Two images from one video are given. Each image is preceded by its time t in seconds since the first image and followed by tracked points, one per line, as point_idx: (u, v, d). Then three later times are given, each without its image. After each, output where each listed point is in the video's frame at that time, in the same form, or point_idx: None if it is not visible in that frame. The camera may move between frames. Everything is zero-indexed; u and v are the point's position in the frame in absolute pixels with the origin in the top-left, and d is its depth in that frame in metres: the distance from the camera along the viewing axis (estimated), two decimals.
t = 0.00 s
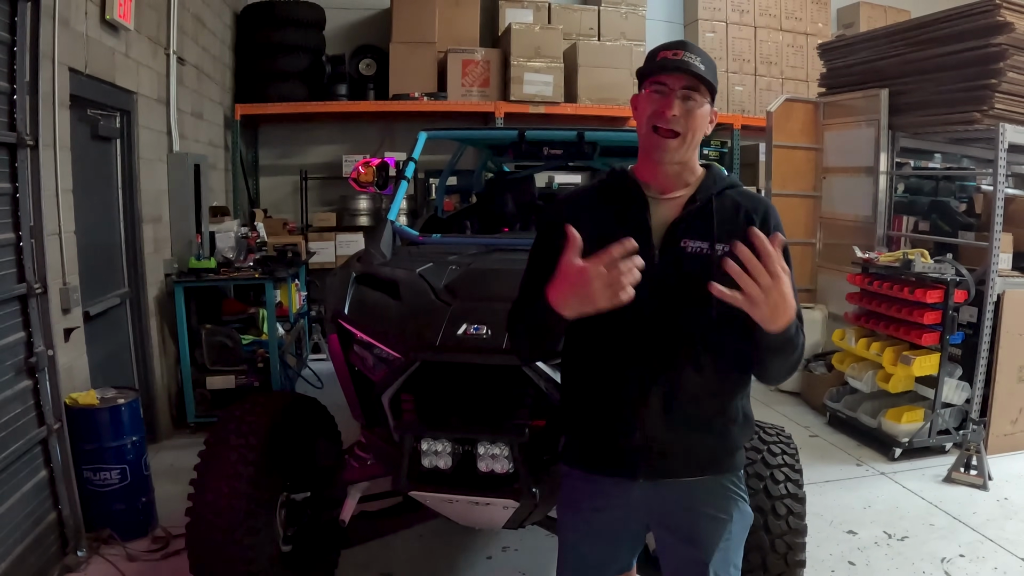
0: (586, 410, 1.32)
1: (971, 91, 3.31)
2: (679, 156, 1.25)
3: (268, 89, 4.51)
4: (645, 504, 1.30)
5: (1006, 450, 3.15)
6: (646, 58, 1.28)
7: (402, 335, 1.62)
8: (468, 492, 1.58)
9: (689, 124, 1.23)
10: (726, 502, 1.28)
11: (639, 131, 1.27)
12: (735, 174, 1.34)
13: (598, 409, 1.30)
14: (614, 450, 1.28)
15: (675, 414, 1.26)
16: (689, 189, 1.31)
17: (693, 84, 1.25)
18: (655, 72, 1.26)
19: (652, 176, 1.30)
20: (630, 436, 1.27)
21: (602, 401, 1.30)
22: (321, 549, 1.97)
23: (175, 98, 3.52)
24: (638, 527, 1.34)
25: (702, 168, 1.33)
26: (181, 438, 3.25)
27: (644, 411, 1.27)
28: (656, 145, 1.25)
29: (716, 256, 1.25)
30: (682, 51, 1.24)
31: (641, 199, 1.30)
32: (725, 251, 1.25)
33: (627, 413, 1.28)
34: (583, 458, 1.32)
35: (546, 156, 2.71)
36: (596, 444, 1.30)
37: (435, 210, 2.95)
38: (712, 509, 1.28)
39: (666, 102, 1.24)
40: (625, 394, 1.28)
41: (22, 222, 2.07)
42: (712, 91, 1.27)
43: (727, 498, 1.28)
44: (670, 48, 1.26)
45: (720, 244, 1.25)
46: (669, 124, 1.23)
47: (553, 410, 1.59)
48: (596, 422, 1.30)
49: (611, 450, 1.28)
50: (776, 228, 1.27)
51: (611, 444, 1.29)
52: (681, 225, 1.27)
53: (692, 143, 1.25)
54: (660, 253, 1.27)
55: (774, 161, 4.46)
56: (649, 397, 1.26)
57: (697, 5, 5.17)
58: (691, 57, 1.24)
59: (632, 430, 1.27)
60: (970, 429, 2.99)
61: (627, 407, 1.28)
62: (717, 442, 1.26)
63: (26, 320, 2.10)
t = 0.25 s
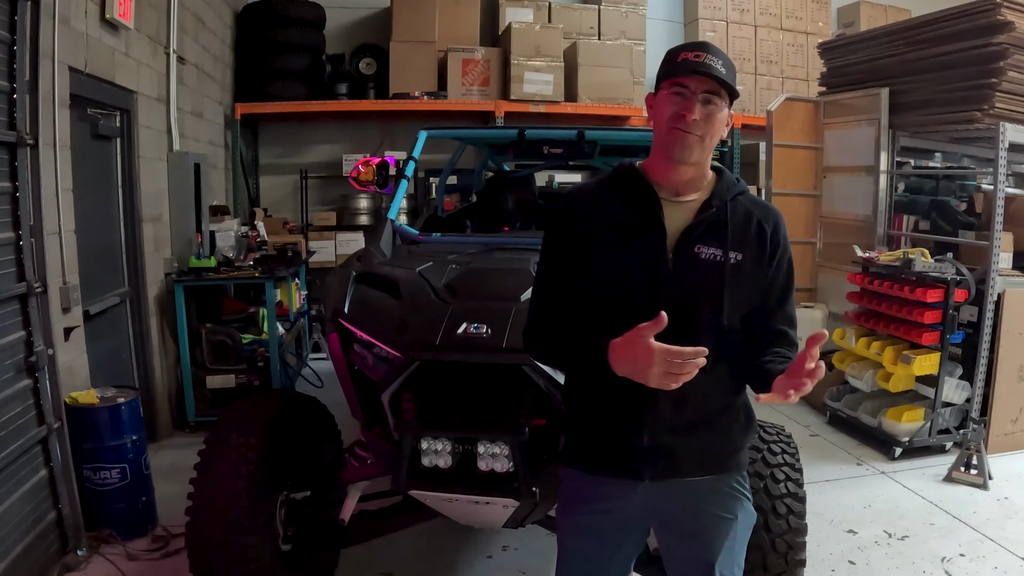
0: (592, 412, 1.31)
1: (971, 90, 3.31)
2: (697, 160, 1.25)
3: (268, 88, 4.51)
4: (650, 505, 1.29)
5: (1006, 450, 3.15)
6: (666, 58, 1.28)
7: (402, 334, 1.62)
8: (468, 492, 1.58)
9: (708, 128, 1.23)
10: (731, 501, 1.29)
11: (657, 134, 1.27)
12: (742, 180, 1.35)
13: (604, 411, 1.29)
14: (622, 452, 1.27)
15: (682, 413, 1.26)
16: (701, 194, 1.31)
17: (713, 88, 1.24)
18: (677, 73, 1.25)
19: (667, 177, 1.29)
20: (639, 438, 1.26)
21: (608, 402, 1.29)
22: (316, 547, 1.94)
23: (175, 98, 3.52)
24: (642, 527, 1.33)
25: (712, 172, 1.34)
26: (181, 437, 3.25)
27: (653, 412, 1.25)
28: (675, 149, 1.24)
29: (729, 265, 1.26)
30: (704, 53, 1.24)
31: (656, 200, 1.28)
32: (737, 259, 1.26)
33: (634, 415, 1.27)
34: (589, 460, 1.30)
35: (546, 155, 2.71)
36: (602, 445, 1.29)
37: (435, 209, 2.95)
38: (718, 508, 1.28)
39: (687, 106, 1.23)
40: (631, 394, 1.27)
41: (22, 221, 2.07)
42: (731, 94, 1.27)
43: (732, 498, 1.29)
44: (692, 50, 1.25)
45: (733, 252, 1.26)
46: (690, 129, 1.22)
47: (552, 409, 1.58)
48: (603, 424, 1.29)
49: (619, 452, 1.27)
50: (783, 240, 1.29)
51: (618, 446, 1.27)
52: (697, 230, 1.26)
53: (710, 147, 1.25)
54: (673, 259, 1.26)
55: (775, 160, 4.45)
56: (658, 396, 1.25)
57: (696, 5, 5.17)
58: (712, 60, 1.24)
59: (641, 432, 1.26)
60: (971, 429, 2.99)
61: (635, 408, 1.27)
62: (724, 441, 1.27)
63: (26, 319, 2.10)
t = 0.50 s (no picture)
0: (592, 413, 1.30)
1: (971, 89, 3.30)
2: (694, 155, 1.25)
3: (268, 87, 4.50)
4: (652, 505, 1.29)
5: (1007, 450, 3.15)
6: (651, 57, 1.28)
7: (402, 334, 1.62)
8: (469, 491, 1.58)
9: (702, 121, 1.23)
10: (731, 501, 1.28)
11: (652, 131, 1.27)
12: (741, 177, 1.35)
13: (605, 412, 1.29)
14: (623, 453, 1.26)
15: (684, 413, 1.26)
16: (701, 191, 1.31)
17: (702, 82, 1.24)
18: (664, 69, 1.24)
19: (666, 176, 1.29)
20: (641, 439, 1.25)
21: (608, 403, 1.28)
22: (319, 548, 1.96)
23: (175, 97, 3.52)
24: (644, 526, 1.32)
25: (712, 170, 1.34)
26: (181, 437, 3.25)
27: (654, 412, 1.25)
28: (671, 143, 1.25)
29: (730, 263, 1.25)
30: (687, 48, 1.24)
31: (656, 199, 1.27)
32: (738, 258, 1.26)
33: (635, 416, 1.26)
34: (590, 462, 1.30)
35: (546, 154, 2.70)
36: (603, 447, 1.29)
37: (435, 208, 2.95)
38: (717, 508, 1.28)
39: (678, 100, 1.23)
40: (632, 395, 1.26)
41: (22, 220, 2.07)
42: (719, 85, 1.27)
43: (733, 498, 1.28)
44: (676, 46, 1.25)
45: (734, 251, 1.26)
46: (683, 122, 1.22)
47: (553, 407, 1.58)
48: (603, 426, 1.29)
49: (620, 453, 1.27)
50: (783, 238, 1.30)
51: (619, 447, 1.27)
52: (698, 230, 1.26)
53: (706, 140, 1.25)
54: (673, 257, 1.26)
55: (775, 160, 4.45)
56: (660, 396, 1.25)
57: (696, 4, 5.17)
58: (696, 53, 1.24)
59: (642, 433, 1.25)
60: (971, 428, 2.99)
61: (636, 409, 1.26)
62: (725, 441, 1.27)
63: (26, 319, 2.10)
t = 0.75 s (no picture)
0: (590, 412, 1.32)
1: (972, 90, 3.30)
2: (671, 152, 1.25)
3: (269, 87, 4.51)
4: (652, 505, 1.30)
5: (1008, 450, 3.15)
6: (621, 63, 1.30)
7: (405, 333, 1.62)
8: (470, 492, 1.58)
9: (674, 117, 1.23)
10: (728, 503, 1.28)
11: (630, 134, 1.28)
12: (732, 171, 1.32)
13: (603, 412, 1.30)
14: (619, 451, 1.28)
15: (685, 414, 1.25)
16: (687, 187, 1.29)
17: (670, 80, 1.25)
18: (632, 72, 1.26)
19: (648, 177, 1.30)
20: (634, 436, 1.26)
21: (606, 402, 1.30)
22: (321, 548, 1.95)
23: (177, 97, 3.52)
24: (640, 526, 1.33)
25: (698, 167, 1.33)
26: (183, 437, 3.25)
27: (648, 414, 1.26)
28: (647, 144, 1.26)
29: (714, 255, 1.23)
30: (653, 49, 1.25)
31: (637, 200, 1.29)
32: (723, 249, 1.23)
33: (632, 414, 1.27)
34: (588, 460, 1.32)
35: (547, 155, 2.70)
36: (600, 445, 1.30)
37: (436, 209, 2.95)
38: (714, 509, 1.28)
39: (647, 101, 1.24)
40: (631, 396, 1.28)
41: (24, 220, 2.07)
42: (692, 83, 1.27)
43: (729, 499, 1.28)
44: (642, 50, 1.26)
45: (718, 242, 1.23)
46: (656, 122, 1.23)
47: (554, 409, 1.56)
48: (601, 424, 1.30)
49: (616, 451, 1.28)
50: (773, 225, 1.24)
51: (616, 446, 1.28)
52: (678, 225, 1.25)
53: (683, 137, 1.25)
54: (659, 254, 1.26)
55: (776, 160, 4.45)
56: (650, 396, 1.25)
57: (698, 5, 5.17)
58: (663, 53, 1.25)
59: (636, 431, 1.26)
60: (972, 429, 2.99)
61: (632, 408, 1.27)
62: (722, 440, 1.26)
63: (27, 319, 2.10)
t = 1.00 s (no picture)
0: (583, 409, 1.34)
1: (973, 90, 3.30)
2: (650, 156, 1.26)
3: (270, 87, 4.51)
4: (641, 504, 1.30)
5: (1009, 451, 3.15)
6: (601, 68, 1.30)
7: (405, 334, 1.62)
8: (471, 492, 1.58)
9: (651, 123, 1.24)
10: (717, 505, 1.27)
11: (613, 140, 1.29)
12: (720, 168, 1.31)
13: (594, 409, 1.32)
14: (606, 447, 1.29)
15: (679, 415, 1.24)
16: (672, 187, 1.29)
17: (648, 84, 1.24)
18: (610, 78, 1.26)
19: (633, 181, 1.31)
20: (619, 432, 1.28)
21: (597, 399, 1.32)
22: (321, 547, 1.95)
23: (178, 97, 3.53)
24: (631, 527, 1.33)
25: (687, 165, 1.32)
26: (184, 436, 3.25)
27: (632, 410, 1.26)
28: (628, 149, 1.27)
29: (696, 254, 1.22)
30: (630, 55, 1.25)
31: (622, 204, 1.31)
32: (706, 247, 1.22)
33: (617, 410, 1.28)
34: (578, 455, 1.34)
35: (548, 155, 2.70)
36: (590, 441, 1.32)
37: (437, 209, 2.95)
38: (702, 511, 1.27)
39: (625, 107, 1.25)
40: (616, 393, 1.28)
41: (25, 219, 2.08)
42: (672, 85, 1.27)
43: (717, 501, 1.27)
44: (620, 55, 1.27)
45: (700, 240, 1.23)
46: (634, 128, 1.24)
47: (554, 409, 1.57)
48: (598, 421, 1.31)
49: (603, 447, 1.30)
50: (758, 220, 1.21)
51: (603, 442, 1.30)
52: (661, 226, 1.26)
53: (662, 141, 1.26)
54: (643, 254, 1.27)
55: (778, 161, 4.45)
56: (637, 395, 1.26)
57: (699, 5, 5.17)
58: (640, 57, 1.24)
59: (621, 427, 1.28)
60: (973, 429, 2.99)
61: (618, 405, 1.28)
62: (710, 443, 1.25)
63: (28, 318, 2.10)
